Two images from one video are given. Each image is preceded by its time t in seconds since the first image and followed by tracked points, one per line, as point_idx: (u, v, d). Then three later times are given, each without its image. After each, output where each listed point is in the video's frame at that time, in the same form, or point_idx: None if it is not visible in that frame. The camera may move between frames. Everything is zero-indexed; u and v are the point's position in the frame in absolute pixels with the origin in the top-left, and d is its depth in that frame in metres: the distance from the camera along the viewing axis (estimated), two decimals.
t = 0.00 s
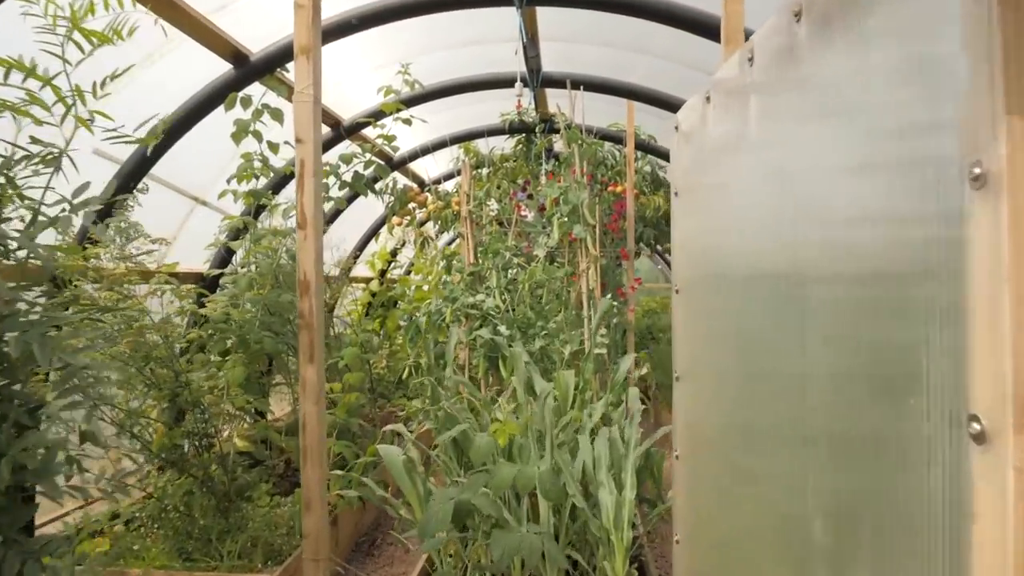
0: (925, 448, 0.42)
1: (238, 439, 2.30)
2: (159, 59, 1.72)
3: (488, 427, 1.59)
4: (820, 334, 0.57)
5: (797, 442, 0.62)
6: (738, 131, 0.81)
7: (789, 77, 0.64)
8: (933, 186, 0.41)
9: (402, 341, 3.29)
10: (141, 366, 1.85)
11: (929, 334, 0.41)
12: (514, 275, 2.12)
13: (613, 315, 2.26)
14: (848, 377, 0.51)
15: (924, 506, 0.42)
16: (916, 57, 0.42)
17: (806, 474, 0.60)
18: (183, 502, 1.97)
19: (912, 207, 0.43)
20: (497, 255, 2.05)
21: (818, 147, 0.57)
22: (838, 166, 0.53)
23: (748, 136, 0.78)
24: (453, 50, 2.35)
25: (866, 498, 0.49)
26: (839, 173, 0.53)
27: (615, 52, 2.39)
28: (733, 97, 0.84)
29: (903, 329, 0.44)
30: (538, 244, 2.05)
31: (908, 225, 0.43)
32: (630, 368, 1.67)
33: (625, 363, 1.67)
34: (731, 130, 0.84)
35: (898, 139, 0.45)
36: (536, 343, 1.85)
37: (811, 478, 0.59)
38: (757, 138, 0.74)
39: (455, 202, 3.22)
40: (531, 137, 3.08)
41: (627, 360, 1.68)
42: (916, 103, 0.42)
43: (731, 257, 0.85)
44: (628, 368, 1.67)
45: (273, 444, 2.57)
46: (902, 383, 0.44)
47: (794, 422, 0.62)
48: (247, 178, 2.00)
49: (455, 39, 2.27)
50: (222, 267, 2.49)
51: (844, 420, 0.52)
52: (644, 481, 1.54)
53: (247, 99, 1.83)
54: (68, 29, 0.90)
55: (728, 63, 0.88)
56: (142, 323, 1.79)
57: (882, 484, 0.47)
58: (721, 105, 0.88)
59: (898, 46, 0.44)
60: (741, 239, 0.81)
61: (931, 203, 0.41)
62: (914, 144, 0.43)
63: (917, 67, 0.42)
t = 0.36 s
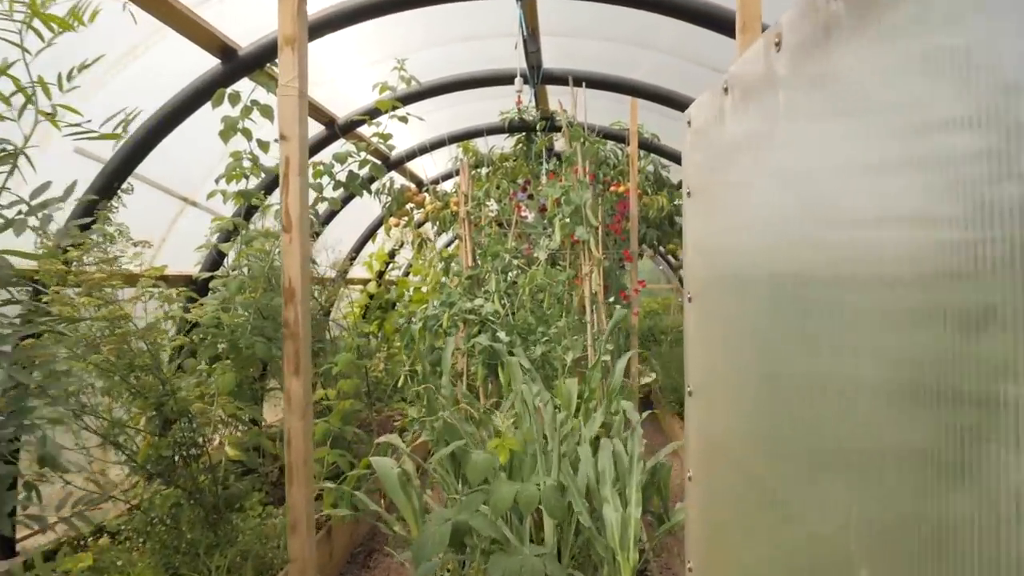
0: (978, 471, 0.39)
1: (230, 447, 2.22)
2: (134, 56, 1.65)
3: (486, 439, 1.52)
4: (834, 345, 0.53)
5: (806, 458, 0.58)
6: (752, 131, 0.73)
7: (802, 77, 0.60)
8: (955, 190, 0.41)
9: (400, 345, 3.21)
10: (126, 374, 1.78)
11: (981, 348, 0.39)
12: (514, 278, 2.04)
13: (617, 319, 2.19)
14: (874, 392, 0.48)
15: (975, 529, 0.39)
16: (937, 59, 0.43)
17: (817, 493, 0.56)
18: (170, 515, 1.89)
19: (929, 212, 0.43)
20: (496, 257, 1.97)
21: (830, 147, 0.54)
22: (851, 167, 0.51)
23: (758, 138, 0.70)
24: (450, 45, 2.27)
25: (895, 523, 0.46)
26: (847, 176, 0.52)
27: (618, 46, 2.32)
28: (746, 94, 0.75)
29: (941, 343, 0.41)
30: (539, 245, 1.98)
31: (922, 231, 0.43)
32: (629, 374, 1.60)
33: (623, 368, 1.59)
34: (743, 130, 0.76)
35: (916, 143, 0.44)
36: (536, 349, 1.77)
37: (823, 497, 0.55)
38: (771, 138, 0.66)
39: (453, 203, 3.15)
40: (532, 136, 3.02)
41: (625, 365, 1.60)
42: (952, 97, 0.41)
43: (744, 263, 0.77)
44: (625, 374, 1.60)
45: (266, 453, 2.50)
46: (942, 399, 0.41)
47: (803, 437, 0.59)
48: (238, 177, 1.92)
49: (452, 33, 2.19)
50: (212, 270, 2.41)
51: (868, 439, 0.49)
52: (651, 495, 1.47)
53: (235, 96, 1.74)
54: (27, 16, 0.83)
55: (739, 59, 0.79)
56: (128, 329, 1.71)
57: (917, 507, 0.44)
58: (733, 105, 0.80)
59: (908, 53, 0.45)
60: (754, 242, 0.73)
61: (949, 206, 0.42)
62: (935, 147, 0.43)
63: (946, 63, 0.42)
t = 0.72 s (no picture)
0: (1002, 501, 0.35)
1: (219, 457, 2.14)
2: (99, 66, 1.60)
3: (484, 455, 1.44)
4: (836, 349, 0.49)
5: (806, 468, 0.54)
6: (772, 132, 0.64)
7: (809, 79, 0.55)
8: (967, 187, 0.37)
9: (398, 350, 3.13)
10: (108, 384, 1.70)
11: (1004, 366, 0.35)
12: (514, 281, 1.97)
13: (620, 324, 2.11)
14: (881, 407, 0.43)
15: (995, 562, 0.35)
16: (941, 54, 0.38)
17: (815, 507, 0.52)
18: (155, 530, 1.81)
19: (928, 216, 0.39)
20: (495, 261, 1.90)
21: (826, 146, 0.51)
22: (849, 167, 0.48)
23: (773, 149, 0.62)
24: (446, 40, 2.19)
25: (900, 551, 0.42)
26: (843, 178, 0.48)
27: (620, 40, 2.24)
28: (768, 89, 0.66)
29: (952, 354, 0.37)
30: (538, 249, 1.90)
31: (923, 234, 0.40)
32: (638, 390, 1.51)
33: (632, 384, 1.51)
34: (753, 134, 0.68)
35: (916, 144, 0.41)
36: (536, 358, 1.69)
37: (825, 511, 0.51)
38: (796, 139, 0.58)
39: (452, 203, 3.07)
40: (532, 134, 3.00)
41: (634, 380, 1.52)
42: (968, 91, 0.37)
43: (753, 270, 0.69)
44: (634, 389, 1.51)
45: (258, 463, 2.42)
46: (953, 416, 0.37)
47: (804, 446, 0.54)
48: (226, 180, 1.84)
49: (448, 27, 2.11)
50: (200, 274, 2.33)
51: (873, 453, 0.44)
52: (658, 514, 1.39)
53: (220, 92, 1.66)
54: None
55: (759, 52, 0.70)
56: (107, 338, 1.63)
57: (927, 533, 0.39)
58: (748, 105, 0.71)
59: (906, 48, 0.41)
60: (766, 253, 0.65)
61: (953, 206, 0.38)
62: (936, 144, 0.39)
63: (951, 56, 0.38)
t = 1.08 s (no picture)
0: None
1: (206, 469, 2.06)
2: (87, 53, 1.52)
3: (481, 471, 1.36)
4: (844, 356, 0.48)
5: (812, 472, 0.53)
6: (794, 131, 0.56)
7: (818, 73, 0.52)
8: (985, 189, 0.37)
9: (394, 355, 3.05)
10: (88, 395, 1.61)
11: None
12: (513, 286, 1.89)
13: (623, 330, 2.03)
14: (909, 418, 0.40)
15: None
16: (967, 48, 0.38)
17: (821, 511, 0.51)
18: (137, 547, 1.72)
19: (944, 217, 0.39)
20: (492, 265, 1.82)
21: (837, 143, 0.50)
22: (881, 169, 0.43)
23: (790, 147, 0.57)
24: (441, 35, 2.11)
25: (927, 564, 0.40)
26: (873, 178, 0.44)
27: (622, 36, 2.16)
28: (790, 81, 0.58)
29: (965, 369, 0.37)
30: (538, 253, 1.82)
31: (938, 238, 0.40)
32: (647, 402, 1.43)
33: (642, 396, 1.42)
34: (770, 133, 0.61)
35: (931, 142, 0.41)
36: (536, 367, 1.62)
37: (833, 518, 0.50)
38: (831, 143, 0.50)
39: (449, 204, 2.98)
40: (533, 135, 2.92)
41: (643, 393, 1.43)
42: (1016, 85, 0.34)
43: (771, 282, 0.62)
44: (643, 402, 1.43)
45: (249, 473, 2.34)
46: (968, 437, 0.37)
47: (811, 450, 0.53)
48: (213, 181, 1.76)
49: (444, 22, 2.04)
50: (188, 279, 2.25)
51: (882, 468, 0.44)
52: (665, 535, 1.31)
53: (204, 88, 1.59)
54: None
55: (783, 39, 0.61)
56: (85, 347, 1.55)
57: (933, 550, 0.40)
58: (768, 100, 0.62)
59: (926, 43, 0.41)
60: (785, 263, 0.58)
61: (973, 210, 0.37)
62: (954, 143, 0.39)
63: (979, 50, 0.37)
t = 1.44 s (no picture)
0: None
1: (197, 476, 1.99)
2: (53, 53, 1.45)
3: (479, 484, 1.29)
4: (842, 359, 0.46)
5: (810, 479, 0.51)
6: (810, 125, 0.51)
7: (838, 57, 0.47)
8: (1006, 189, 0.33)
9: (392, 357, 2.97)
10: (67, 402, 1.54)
11: None
12: (513, 288, 1.82)
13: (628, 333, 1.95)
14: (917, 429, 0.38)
15: None
16: (994, 31, 0.34)
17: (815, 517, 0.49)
18: (121, 559, 1.65)
19: (953, 218, 0.36)
20: (492, 266, 1.74)
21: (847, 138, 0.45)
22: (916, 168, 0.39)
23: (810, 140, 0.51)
24: (439, 26, 2.04)
25: None
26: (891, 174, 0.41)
27: (624, 28, 2.10)
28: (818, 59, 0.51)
29: (976, 377, 0.34)
30: (539, 253, 1.75)
31: (943, 238, 0.37)
32: (652, 405, 1.35)
33: (646, 398, 1.34)
34: (782, 124, 0.55)
35: (947, 135, 0.37)
36: (537, 373, 1.55)
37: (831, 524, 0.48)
38: (850, 135, 0.45)
39: (448, 202, 2.91)
40: (534, 130, 2.86)
41: (648, 395, 1.36)
42: None
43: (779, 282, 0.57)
44: (648, 405, 1.35)
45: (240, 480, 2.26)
46: (972, 453, 0.34)
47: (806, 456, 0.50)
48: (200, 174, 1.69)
49: (441, 12, 1.96)
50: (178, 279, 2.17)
51: (880, 480, 0.41)
52: (671, 552, 1.23)
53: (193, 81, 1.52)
54: None
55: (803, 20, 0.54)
56: (65, 350, 1.48)
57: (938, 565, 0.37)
58: (786, 90, 0.55)
59: (941, 27, 0.37)
60: (790, 265, 0.54)
61: (990, 207, 0.34)
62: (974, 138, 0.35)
63: (1006, 34, 0.33)
